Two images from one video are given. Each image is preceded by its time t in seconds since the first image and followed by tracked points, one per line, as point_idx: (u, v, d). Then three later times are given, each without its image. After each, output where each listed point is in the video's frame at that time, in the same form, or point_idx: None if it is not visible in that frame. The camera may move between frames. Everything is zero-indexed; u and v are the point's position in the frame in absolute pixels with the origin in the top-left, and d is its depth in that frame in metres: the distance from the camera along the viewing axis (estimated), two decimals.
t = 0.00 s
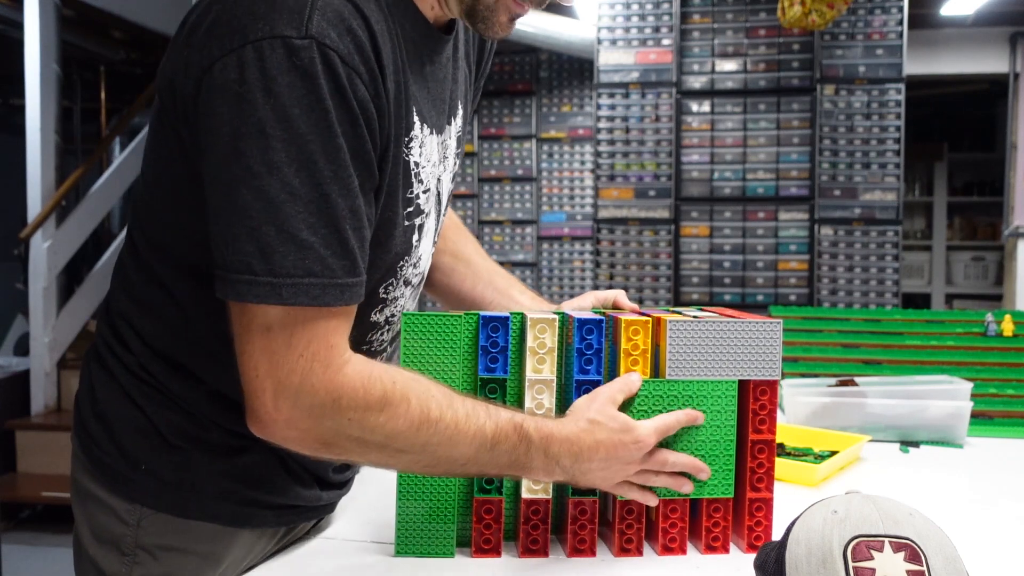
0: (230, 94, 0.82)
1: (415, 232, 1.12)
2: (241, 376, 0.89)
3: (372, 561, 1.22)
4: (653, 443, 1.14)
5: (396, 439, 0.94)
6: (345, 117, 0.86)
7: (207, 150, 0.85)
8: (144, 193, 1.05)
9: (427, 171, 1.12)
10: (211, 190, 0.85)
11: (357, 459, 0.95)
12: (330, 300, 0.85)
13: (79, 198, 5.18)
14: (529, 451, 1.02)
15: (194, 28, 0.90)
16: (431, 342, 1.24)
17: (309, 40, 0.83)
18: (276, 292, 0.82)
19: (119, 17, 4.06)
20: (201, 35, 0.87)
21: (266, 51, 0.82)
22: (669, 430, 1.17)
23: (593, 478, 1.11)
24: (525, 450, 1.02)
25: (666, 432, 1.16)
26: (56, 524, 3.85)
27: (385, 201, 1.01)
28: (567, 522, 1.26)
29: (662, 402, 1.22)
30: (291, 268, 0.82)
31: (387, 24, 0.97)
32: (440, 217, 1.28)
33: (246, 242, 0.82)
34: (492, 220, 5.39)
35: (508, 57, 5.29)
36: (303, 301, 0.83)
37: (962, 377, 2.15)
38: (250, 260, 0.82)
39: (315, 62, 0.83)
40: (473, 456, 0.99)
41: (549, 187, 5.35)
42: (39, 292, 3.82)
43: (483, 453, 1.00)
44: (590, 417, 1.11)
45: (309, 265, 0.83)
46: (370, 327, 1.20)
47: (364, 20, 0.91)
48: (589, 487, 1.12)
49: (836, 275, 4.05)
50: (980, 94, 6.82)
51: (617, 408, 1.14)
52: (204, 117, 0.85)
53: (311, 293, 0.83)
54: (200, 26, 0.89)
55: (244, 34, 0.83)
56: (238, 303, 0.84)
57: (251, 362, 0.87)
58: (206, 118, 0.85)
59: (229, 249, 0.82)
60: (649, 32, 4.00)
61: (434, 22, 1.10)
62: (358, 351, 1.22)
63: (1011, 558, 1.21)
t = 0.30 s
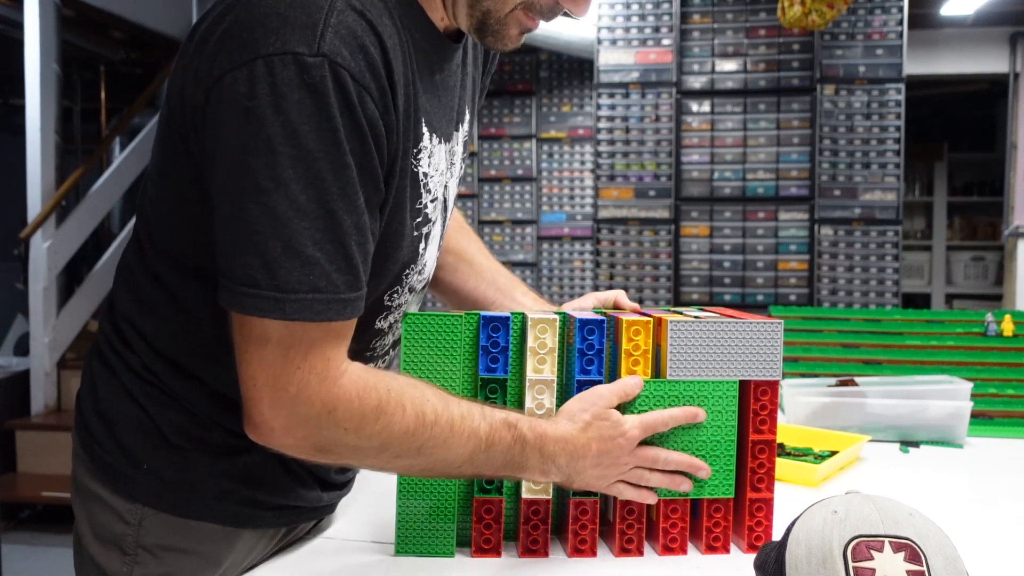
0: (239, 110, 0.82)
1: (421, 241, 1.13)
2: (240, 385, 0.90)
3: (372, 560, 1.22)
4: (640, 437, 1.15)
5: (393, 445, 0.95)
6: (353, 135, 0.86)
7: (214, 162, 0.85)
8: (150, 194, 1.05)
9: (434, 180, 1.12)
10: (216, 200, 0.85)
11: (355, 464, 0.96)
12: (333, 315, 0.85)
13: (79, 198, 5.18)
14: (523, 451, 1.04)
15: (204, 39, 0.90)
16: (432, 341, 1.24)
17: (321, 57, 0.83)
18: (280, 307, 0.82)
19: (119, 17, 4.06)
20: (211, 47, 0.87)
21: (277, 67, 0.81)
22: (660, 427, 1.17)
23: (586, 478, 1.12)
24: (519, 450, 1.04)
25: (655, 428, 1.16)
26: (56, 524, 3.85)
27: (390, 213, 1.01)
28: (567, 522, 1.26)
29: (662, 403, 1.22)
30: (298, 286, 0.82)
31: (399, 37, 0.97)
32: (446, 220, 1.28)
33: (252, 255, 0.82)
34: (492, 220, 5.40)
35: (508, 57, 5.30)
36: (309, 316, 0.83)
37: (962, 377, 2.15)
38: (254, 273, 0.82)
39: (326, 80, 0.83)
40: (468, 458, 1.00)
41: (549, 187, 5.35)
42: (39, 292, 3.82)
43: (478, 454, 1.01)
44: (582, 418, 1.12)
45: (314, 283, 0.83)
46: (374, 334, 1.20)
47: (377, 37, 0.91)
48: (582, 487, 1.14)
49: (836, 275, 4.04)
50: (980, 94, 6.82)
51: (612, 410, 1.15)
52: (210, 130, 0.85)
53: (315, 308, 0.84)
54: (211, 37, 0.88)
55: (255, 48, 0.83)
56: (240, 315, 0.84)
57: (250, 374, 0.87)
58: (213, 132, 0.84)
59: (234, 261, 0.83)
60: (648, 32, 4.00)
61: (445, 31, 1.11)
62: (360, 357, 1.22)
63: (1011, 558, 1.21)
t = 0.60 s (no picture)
0: (220, 104, 0.82)
1: (406, 235, 1.13)
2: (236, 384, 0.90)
3: (369, 557, 1.22)
4: (647, 439, 1.13)
5: (389, 442, 0.95)
6: (336, 127, 0.86)
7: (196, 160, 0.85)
8: (139, 193, 1.04)
9: (420, 174, 1.12)
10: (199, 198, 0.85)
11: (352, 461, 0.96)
12: (320, 308, 0.85)
13: (79, 198, 5.18)
14: (521, 446, 1.02)
15: (190, 33, 0.90)
16: (430, 339, 1.24)
17: (300, 49, 0.83)
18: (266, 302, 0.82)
19: (119, 17, 4.06)
20: (191, 44, 0.88)
21: (255, 60, 0.81)
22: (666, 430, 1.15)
23: (589, 481, 1.10)
24: (518, 445, 1.03)
25: (660, 431, 1.14)
26: (57, 524, 3.85)
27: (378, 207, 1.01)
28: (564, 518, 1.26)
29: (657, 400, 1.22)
30: (282, 279, 0.82)
31: (382, 29, 0.97)
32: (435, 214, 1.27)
33: (236, 252, 0.82)
34: (492, 220, 5.40)
35: (508, 57, 5.30)
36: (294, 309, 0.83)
37: (962, 377, 2.15)
38: (238, 270, 0.82)
39: (305, 72, 0.83)
40: (465, 454, 1.00)
41: (548, 187, 5.35)
42: (39, 292, 3.82)
43: (475, 450, 1.00)
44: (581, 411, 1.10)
45: (298, 276, 0.83)
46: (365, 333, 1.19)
47: (357, 28, 0.90)
48: (587, 488, 1.12)
49: (836, 275, 4.05)
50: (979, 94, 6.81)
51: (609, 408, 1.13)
52: (193, 126, 0.85)
53: (301, 301, 0.83)
54: (194, 31, 0.89)
55: (233, 41, 0.83)
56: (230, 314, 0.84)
57: (243, 374, 0.88)
58: (196, 128, 0.85)
59: (218, 258, 0.83)
60: (649, 32, 4.00)
61: (429, 26, 1.10)
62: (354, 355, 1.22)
63: (1011, 558, 1.21)
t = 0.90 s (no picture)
0: (263, 144, 0.82)
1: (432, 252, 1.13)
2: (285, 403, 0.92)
3: (370, 558, 1.22)
4: (680, 437, 1.15)
5: (436, 446, 0.98)
6: (377, 161, 0.87)
7: (241, 194, 0.86)
8: (151, 199, 1.05)
9: (447, 193, 1.10)
10: (245, 228, 0.86)
11: (399, 465, 0.99)
12: (367, 331, 0.86)
13: (79, 198, 5.19)
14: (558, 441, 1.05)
15: (214, 63, 0.90)
16: (430, 339, 1.24)
17: (342, 91, 0.83)
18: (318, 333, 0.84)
19: (119, 17, 4.06)
20: (224, 76, 0.88)
21: (298, 102, 0.82)
22: (701, 434, 1.16)
23: (621, 473, 1.13)
24: (555, 440, 1.05)
25: (695, 433, 1.15)
26: (56, 524, 3.85)
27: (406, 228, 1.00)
28: (565, 518, 1.25)
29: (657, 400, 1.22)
30: (336, 312, 0.84)
31: (413, 56, 0.96)
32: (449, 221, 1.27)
33: (288, 285, 0.83)
34: (492, 220, 5.40)
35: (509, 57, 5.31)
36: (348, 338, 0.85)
37: (962, 377, 2.15)
38: (292, 303, 0.83)
39: (348, 114, 0.83)
40: (507, 453, 1.02)
41: (549, 187, 5.35)
42: (39, 292, 3.82)
43: (516, 449, 1.03)
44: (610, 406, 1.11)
45: (349, 309, 0.85)
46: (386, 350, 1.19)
47: (393, 63, 0.90)
48: (619, 481, 1.14)
49: (836, 275, 4.04)
50: (979, 94, 6.82)
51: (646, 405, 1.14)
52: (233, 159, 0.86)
53: (351, 328, 0.85)
54: (224, 62, 0.88)
55: (274, 82, 0.83)
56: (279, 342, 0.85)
57: (290, 389, 0.90)
58: (237, 160, 0.85)
59: (271, 289, 0.84)
60: (649, 32, 4.00)
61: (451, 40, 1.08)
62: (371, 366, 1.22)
63: (1011, 558, 1.21)
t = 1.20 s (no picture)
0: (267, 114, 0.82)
1: (431, 227, 1.13)
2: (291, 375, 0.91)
3: (370, 557, 1.21)
4: (681, 444, 1.15)
5: (439, 429, 0.98)
6: (378, 128, 0.86)
7: (243, 170, 0.85)
8: (147, 195, 1.05)
9: (439, 167, 1.10)
10: (248, 205, 0.85)
11: (401, 447, 0.98)
12: (375, 302, 0.86)
13: (79, 198, 5.19)
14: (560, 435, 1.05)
15: (210, 43, 0.90)
16: (430, 339, 1.24)
17: (343, 56, 0.82)
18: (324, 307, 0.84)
19: (119, 17, 4.06)
20: (223, 54, 0.87)
21: (298, 69, 0.81)
22: (701, 440, 1.16)
23: (618, 475, 1.12)
24: (556, 434, 1.05)
25: (695, 438, 1.15)
26: (56, 524, 3.85)
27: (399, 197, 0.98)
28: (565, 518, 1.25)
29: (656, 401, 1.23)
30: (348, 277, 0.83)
31: (406, 25, 0.96)
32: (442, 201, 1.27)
33: (296, 256, 0.82)
34: (492, 220, 5.40)
35: (509, 57, 5.31)
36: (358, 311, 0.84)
37: (962, 377, 2.15)
38: (300, 274, 0.83)
39: (349, 79, 0.82)
40: (509, 442, 1.02)
41: (549, 187, 5.34)
42: (39, 292, 3.82)
43: (519, 439, 1.03)
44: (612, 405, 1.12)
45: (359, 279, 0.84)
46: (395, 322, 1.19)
47: (391, 31, 0.90)
48: (615, 483, 1.14)
49: (836, 275, 4.04)
50: (980, 94, 6.82)
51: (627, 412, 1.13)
52: (235, 135, 0.85)
53: (361, 299, 0.84)
54: (220, 39, 0.88)
55: (274, 51, 0.83)
56: (287, 314, 0.85)
57: (302, 366, 0.89)
58: (239, 136, 0.84)
59: (279, 262, 0.83)
60: (649, 33, 4.01)
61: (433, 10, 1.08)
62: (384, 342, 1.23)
63: (1011, 558, 1.21)
